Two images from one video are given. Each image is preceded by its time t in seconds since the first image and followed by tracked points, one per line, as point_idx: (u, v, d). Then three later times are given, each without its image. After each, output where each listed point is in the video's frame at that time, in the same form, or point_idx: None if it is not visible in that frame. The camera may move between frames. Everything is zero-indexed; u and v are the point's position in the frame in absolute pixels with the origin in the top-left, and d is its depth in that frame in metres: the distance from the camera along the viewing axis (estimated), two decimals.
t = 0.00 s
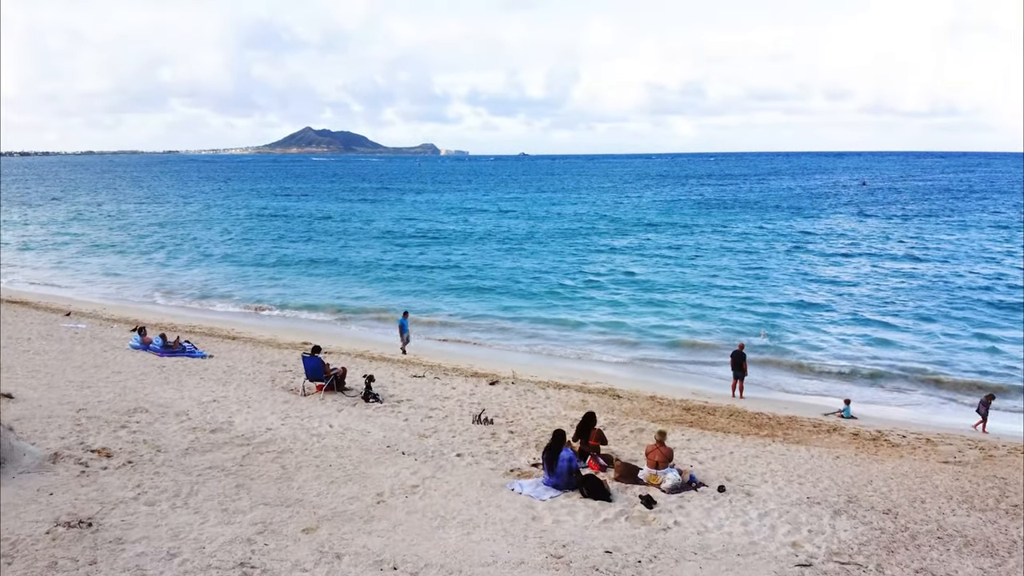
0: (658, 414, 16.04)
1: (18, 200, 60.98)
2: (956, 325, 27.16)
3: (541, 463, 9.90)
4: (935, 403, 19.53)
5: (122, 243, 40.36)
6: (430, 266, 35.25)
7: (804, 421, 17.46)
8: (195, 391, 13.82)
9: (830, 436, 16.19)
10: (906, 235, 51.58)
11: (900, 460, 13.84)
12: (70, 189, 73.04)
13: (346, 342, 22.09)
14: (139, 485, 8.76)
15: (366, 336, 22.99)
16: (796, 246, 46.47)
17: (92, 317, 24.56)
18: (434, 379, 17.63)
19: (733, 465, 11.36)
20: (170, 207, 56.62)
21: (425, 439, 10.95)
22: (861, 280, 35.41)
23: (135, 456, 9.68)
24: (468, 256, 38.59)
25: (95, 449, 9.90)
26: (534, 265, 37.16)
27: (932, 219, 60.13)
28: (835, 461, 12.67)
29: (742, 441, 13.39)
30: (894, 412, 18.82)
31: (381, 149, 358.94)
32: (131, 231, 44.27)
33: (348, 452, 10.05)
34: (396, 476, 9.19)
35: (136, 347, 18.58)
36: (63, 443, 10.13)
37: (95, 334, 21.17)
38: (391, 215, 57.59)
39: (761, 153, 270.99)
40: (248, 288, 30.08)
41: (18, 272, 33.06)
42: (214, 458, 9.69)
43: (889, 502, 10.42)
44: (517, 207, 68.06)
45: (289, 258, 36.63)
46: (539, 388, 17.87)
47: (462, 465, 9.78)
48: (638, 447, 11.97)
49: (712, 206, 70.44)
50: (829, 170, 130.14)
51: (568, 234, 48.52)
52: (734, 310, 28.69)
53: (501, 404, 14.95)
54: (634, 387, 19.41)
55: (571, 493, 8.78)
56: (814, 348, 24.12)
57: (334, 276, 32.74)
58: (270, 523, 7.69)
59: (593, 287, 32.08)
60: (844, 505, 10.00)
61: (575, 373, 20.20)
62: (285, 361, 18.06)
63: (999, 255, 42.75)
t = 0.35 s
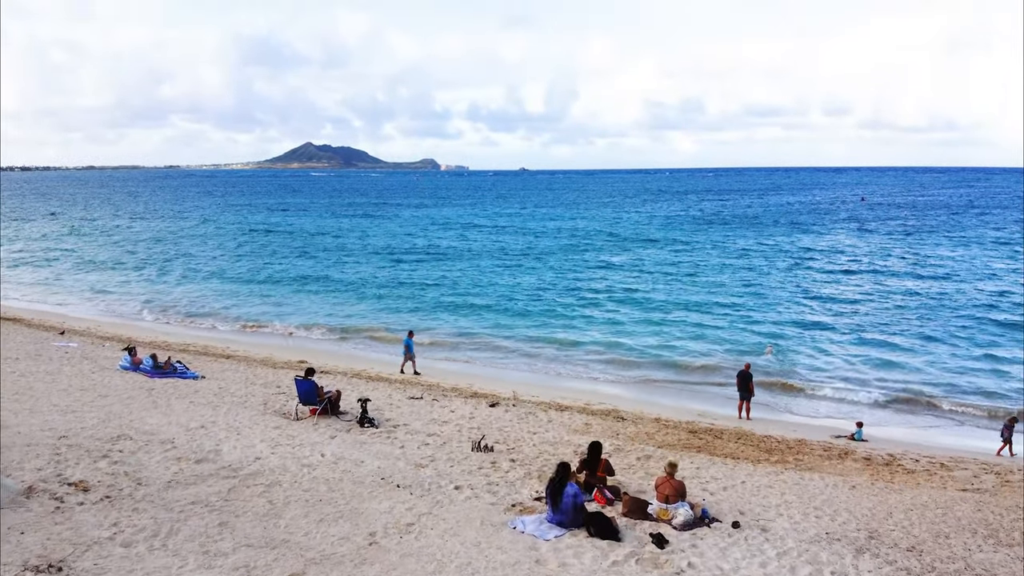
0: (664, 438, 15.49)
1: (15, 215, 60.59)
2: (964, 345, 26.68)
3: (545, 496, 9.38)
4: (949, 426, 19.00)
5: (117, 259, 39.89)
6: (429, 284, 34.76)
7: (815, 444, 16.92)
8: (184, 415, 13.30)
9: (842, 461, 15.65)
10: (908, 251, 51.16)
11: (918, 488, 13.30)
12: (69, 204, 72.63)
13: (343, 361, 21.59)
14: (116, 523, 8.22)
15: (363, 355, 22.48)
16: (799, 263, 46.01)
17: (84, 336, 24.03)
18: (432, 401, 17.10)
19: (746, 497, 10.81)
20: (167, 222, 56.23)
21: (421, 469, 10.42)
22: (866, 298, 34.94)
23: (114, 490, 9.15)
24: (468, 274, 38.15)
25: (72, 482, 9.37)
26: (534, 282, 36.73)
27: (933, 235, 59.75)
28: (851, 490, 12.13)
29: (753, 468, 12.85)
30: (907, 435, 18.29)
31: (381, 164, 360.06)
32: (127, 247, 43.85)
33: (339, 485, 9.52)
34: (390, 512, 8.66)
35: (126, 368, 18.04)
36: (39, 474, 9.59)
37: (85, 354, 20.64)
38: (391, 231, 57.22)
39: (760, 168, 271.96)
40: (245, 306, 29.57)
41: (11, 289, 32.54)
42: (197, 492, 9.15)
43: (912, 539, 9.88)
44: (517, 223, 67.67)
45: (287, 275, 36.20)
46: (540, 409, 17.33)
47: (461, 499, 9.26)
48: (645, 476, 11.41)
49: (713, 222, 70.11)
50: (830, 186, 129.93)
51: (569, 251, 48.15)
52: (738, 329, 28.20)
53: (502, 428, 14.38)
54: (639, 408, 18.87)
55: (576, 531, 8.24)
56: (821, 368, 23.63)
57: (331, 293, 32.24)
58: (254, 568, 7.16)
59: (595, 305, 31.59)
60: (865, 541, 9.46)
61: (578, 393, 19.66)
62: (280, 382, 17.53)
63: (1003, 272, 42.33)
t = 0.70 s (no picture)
0: (671, 460, 14.92)
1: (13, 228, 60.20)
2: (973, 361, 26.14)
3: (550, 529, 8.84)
4: (964, 445, 18.43)
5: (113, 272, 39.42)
6: (429, 299, 34.28)
7: (826, 465, 16.35)
8: (172, 438, 12.74)
9: (855, 484, 15.08)
10: (910, 265, 50.69)
11: (938, 514, 12.74)
12: (68, 217, 72.31)
13: (340, 378, 21.02)
14: (90, 561, 7.68)
15: (360, 372, 21.93)
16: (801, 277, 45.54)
17: (74, 351, 23.47)
18: (431, 420, 16.53)
19: (761, 527, 10.25)
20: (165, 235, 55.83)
21: (418, 498, 9.86)
22: (871, 313, 34.45)
23: (91, 523, 8.60)
24: (468, 288, 37.69)
25: (47, 514, 8.82)
26: (535, 296, 36.25)
27: (935, 249, 59.33)
28: (870, 518, 11.56)
29: (766, 494, 12.28)
30: (921, 455, 17.70)
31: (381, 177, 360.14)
32: (123, 260, 43.38)
33: (331, 516, 8.98)
34: (385, 548, 8.13)
35: (115, 386, 17.49)
36: (11, 506, 9.03)
37: (74, 371, 20.08)
38: (390, 244, 56.85)
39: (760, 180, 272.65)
40: (240, 321, 29.05)
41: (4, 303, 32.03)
42: (179, 526, 8.60)
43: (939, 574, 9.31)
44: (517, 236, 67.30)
45: (285, 289, 35.71)
46: (542, 429, 16.75)
47: (460, 532, 8.72)
48: (654, 504, 10.85)
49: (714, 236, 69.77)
50: (829, 199, 129.56)
51: (570, 265, 47.72)
52: (743, 345, 27.66)
53: (503, 450, 13.81)
54: (645, 426, 18.29)
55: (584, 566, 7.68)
56: (830, 386, 23.07)
57: (329, 308, 31.72)
58: None
59: (596, 322, 31.07)
60: None
61: (580, 411, 19.09)
62: (273, 401, 16.97)
63: (1009, 286, 41.87)
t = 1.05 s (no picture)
0: (679, 479, 14.37)
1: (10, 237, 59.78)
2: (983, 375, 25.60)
3: (555, 560, 8.32)
4: (980, 462, 17.86)
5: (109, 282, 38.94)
6: (428, 311, 33.76)
7: (838, 482, 15.79)
8: (159, 458, 12.20)
9: (869, 503, 14.54)
10: (914, 276, 50.22)
11: (959, 538, 12.19)
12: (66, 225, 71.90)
13: (337, 390, 20.47)
14: None
15: (357, 384, 21.38)
16: (804, 288, 45.01)
17: (65, 363, 22.93)
18: (430, 436, 15.97)
19: (778, 556, 9.70)
20: (163, 244, 55.36)
21: (415, 525, 9.33)
22: (877, 325, 33.92)
23: (66, 555, 8.06)
24: (468, 300, 37.21)
25: (20, 545, 8.28)
26: (536, 308, 35.74)
27: (937, 259, 58.88)
28: (890, 544, 11.01)
29: (780, 517, 11.75)
30: (936, 471, 17.14)
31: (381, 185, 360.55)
32: (119, 269, 42.92)
33: (323, 547, 8.48)
34: None
35: (105, 401, 16.98)
36: None
37: (65, 385, 19.55)
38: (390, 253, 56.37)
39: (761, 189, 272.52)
40: (236, 332, 28.53)
41: None
42: (161, 557, 8.08)
43: None
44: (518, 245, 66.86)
45: (282, 299, 35.22)
46: (545, 445, 16.19)
47: (460, 564, 8.20)
48: (664, 529, 10.30)
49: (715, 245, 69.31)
50: (827, 208, 129.01)
51: (571, 276, 47.18)
52: (748, 359, 27.13)
53: (505, 470, 13.27)
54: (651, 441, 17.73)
55: None
56: (838, 400, 22.53)
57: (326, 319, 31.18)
58: None
59: (598, 334, 30.53)
60: None
61: (584, 426, 18.54)
62: (268, 416, 16.43)
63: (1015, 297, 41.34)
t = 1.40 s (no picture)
0: (688, 493, 13.86)
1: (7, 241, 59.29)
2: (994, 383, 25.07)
3: None
4: (996, 473, 17.32)
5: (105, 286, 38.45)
6: (428, 317, 33.25)
7: (852, 495, 15.26)
8: (147, 472, 11.68)
9: (885, 518, 14.02)
10: (918, 281, 49.70)
11: (982, 556, 11.67)
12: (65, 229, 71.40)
13: (334, 398, 19.95)
14: None
15: (355, 391, 20.86)
16: (808, 293, 44.48)
17: (56, 369, 22.40)
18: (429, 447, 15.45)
19: None
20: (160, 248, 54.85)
21: (414, 548, 8.81)
22: (883, 331, 33.40)
23: None
24: (468, 306, 36.71)
25: None
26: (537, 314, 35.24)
27: (940, 264, 58.39)
28: (913, 564, 10.48)
29: (796, 535, 11.23)
30: (951, 483, 16.61)
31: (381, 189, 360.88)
32: (116, 273, 42.44)
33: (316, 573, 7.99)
34: None
35: (94, 411, 16.45)
36: None
37: (54, 393, 19.02)
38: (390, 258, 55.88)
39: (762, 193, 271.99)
40: (232, 338, 28.02)
41: None
42: None
43: None
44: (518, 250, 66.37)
45: (280, 305, 34.74)
46: (549, 456, 15.67)
47: None
48: (676, 550, 9.77)
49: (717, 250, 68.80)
50: (828, 212, 128.86)
51: (572, 281, 46.69)
52: (754, 367, 26.63)
53: (508, 484, 12.75)
54: (657, 451, 17.21)
55: None
56: (847, 409, 22.02)
57: (324, 325, 30.66)
58: None
59: (601, 341, 30.02)
60: None
61: (588, 435, 18.01)
62: (263, 426, 15.90)
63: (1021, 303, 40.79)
